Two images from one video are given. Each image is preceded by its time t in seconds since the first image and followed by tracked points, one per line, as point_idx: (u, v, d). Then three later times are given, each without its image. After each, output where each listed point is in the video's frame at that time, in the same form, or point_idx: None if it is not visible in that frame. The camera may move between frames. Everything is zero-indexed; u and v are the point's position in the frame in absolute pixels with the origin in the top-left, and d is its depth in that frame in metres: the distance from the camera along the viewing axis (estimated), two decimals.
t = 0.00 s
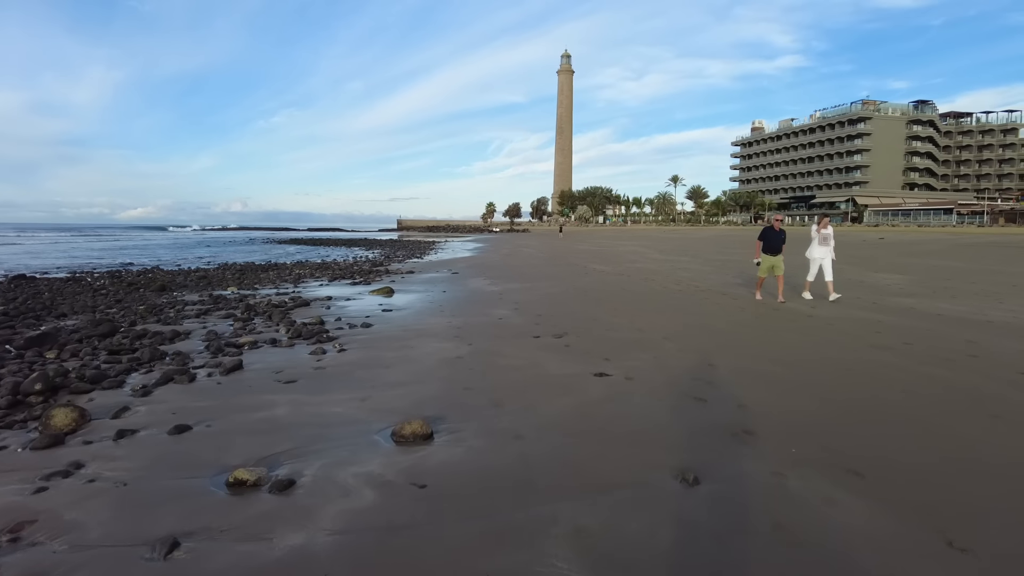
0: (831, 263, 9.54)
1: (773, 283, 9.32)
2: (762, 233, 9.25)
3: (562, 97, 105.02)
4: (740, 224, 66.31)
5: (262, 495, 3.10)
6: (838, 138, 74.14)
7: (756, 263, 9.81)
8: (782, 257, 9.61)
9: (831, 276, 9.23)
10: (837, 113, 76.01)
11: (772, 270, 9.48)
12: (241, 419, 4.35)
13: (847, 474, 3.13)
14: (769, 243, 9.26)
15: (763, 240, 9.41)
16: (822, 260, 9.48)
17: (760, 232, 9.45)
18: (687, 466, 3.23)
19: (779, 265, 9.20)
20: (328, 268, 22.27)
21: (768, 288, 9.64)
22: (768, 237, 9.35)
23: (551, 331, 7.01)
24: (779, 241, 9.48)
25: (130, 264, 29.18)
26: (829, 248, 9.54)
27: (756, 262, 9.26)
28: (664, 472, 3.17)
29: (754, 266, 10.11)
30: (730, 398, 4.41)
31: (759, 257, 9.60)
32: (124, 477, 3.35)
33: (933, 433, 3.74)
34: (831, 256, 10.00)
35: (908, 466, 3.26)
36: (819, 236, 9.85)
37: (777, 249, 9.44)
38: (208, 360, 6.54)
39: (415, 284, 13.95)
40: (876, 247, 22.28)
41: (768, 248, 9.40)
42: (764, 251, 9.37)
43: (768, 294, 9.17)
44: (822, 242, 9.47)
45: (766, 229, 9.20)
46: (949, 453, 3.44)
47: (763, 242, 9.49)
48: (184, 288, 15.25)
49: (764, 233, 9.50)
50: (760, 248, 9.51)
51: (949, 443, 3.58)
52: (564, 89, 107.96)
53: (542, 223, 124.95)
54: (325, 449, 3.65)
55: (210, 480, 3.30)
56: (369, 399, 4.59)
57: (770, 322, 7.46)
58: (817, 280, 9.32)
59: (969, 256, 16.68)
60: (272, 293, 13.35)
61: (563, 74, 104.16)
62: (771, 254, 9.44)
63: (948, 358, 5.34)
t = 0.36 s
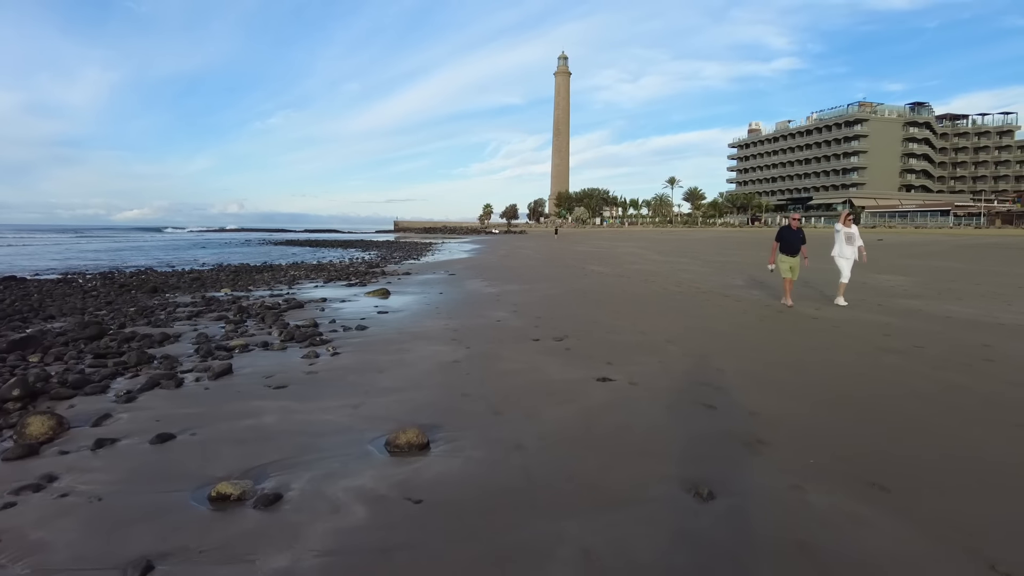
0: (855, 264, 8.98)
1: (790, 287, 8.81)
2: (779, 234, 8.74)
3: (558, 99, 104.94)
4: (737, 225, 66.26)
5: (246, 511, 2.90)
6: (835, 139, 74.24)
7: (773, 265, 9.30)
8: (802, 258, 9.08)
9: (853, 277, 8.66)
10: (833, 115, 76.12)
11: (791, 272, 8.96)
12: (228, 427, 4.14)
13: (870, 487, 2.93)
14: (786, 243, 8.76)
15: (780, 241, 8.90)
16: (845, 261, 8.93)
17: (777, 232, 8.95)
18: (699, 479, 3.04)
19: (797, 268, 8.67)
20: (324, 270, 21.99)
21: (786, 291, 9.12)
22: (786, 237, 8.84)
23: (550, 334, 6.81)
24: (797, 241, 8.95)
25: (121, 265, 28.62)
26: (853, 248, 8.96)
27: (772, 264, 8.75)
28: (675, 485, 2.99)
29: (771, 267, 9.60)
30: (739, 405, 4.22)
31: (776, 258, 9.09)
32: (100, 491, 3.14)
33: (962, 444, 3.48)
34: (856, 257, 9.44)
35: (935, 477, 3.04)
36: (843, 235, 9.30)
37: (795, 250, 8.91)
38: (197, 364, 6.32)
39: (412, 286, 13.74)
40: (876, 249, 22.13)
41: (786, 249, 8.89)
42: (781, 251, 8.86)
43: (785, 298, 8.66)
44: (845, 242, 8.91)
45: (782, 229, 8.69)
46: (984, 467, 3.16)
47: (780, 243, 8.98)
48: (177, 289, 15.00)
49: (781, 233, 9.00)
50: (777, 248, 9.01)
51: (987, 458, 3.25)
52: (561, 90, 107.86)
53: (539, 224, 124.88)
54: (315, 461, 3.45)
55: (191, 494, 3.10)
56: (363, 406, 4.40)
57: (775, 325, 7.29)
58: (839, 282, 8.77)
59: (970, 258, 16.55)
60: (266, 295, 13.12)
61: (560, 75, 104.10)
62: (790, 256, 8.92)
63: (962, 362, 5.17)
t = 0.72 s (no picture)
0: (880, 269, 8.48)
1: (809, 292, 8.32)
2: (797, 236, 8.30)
3: (555, 99, 104.89)
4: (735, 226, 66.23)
5: (230, 539, 2.67)
6: (832, 140, 74.26)
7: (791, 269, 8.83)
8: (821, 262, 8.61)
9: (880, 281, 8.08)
10: (831, 116, 76.16)
11: (810, 277, 8.48)
12: (215, 442, 3.91)
13: (904, 511, 2.74)
14: (804, 246, 8.30)
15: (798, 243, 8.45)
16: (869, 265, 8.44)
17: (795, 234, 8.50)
18: (720, 504, 2.84)
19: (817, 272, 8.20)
20: (319, 270, 21.70)
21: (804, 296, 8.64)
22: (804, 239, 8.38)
23: (552, 339, 6.59)
24: (817, 244, 8.48)
25: (113, 265, 28.21)
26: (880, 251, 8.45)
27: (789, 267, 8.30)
28: (695, 511, 2.78)
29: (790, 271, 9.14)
30: (755, 417, 4.03)
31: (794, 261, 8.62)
32: (73, 516, 2.90)
33: (993, 463, 3.31)
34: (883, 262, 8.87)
35: (973, 501, 2.85)
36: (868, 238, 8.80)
37: (815, 253, 8.44)
38: (185, 370, 6.08)
39: (409, 287, 13.52)
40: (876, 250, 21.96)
41: (804, 251, 8.43)
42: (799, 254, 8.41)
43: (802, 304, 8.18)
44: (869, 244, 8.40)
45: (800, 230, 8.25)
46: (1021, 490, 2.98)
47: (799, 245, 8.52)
48: (169, 290, 14.70)
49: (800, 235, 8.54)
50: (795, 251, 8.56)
51: (1016, 475, 3.12)
52: (559, 90, 107.61)
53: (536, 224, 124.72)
54: (307, 481, 3.23)
55: (171, 520, 2.86)
56: (358, 418, 4.18)
57: (782, 329, 7.09)
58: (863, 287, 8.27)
59: (972, 259, 16.43)
60: (259, 296, 12.86)
61: (558, 74, 103.88)
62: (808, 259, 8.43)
63: (981, 371, 4.99)
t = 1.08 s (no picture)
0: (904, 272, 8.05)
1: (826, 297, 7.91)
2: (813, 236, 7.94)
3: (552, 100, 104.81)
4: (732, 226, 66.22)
5: (207, 558, 2.50)
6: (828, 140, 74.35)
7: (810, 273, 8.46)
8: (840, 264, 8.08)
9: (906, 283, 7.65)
10: (827, 116, 76.28)
11: (828, 280, 8.10)
12: (198, 451, 3.73)
13: (927, 526, 2.58)
14: (821, 247, 7.94)
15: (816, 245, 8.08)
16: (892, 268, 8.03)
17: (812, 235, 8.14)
18: (730, 519, 2.67)
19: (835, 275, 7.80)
20: (315, 270, 21.50)
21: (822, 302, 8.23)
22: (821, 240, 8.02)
23: (550, 342, 6.42)
24: (836, 246, 8.09)
25: (108, 266, 28.02)
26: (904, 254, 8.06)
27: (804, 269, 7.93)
28: (704, 527, 2.62)
29: (809, 276, 8.75)
30: (763, 424, 3.86)
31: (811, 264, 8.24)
32: (40, 534, 2.72)
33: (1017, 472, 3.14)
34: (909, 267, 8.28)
35: (999, 514, 2.69)
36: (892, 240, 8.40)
37: (833, 256, 8.06)
38: (172, 375, 5.88)
39: (405, 288, 13.35)
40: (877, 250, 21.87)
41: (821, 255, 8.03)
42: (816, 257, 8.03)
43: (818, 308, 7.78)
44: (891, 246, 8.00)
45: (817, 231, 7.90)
46: None
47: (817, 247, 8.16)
48: (160, 292, 14.49)
49: (818, 237, 8.18)
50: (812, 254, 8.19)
51: None
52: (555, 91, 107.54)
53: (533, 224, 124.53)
54: (292, 494, 3.05)
55: (145, 538, 2.68)
56: (348, 427, 4.00)
57: (786, 331, 6.93)
58: (884, 291, 7.86)
59: (972, 259, 16.33)
60: (252, 298, 12.66)
61: (555, 75, 103.87)
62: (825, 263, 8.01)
63: (993, 374, 4.84)
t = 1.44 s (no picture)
0: (934, 274, 7.54)
1: (843, 303, 7.36)
2: (830, 237, 7.42)
3: (548, 101, 104.83)
4: (729, 226, 66.09)
5: None
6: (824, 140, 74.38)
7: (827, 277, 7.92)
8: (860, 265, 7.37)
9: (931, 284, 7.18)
10: (823, 116, 76.31)
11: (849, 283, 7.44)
12: (170, 469, 3.49)
13: (955, 557, 2.37)
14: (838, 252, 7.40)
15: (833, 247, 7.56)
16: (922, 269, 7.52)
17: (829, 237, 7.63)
18: (741, 550, 2.46)
19: (853, 279, 7.23)
20: (308, 272, 21.21)
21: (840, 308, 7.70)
22: (838, 242, 7.49)
23: (546, 348, 6.20)
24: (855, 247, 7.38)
25: (98, 268, 27.61)
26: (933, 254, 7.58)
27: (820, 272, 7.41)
28: (712, 559, 2.40)
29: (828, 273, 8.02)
30: (770, 438, 3.66)
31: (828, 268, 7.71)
32: None
33: None
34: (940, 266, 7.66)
35: None
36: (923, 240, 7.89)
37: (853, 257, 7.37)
38: (151, 383, 5.62)
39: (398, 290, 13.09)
40: (875, 250, 21.77)
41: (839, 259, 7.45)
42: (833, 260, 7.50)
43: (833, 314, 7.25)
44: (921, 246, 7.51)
45: (834, 232, 7.37)
46: None
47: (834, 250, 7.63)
48: (149, 295, 14.19)
49: (835, 239, 7.65)
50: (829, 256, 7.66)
51: None
52: (551, 91, 107.35)
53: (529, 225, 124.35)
54: (265, 519, 2.82)
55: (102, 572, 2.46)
56: (331, 442, 3.77)
57: (789, 335, 6.73)
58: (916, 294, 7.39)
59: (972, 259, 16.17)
60: (242, 301, 12.39)
61: (551, 75, 103.68)
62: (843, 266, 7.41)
63: (1008, 382, 4.64)
